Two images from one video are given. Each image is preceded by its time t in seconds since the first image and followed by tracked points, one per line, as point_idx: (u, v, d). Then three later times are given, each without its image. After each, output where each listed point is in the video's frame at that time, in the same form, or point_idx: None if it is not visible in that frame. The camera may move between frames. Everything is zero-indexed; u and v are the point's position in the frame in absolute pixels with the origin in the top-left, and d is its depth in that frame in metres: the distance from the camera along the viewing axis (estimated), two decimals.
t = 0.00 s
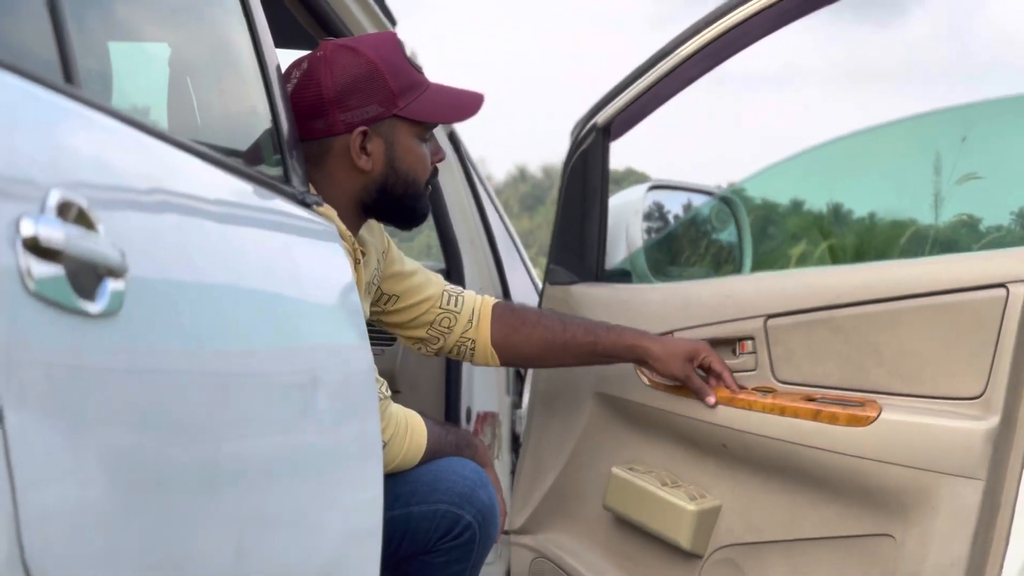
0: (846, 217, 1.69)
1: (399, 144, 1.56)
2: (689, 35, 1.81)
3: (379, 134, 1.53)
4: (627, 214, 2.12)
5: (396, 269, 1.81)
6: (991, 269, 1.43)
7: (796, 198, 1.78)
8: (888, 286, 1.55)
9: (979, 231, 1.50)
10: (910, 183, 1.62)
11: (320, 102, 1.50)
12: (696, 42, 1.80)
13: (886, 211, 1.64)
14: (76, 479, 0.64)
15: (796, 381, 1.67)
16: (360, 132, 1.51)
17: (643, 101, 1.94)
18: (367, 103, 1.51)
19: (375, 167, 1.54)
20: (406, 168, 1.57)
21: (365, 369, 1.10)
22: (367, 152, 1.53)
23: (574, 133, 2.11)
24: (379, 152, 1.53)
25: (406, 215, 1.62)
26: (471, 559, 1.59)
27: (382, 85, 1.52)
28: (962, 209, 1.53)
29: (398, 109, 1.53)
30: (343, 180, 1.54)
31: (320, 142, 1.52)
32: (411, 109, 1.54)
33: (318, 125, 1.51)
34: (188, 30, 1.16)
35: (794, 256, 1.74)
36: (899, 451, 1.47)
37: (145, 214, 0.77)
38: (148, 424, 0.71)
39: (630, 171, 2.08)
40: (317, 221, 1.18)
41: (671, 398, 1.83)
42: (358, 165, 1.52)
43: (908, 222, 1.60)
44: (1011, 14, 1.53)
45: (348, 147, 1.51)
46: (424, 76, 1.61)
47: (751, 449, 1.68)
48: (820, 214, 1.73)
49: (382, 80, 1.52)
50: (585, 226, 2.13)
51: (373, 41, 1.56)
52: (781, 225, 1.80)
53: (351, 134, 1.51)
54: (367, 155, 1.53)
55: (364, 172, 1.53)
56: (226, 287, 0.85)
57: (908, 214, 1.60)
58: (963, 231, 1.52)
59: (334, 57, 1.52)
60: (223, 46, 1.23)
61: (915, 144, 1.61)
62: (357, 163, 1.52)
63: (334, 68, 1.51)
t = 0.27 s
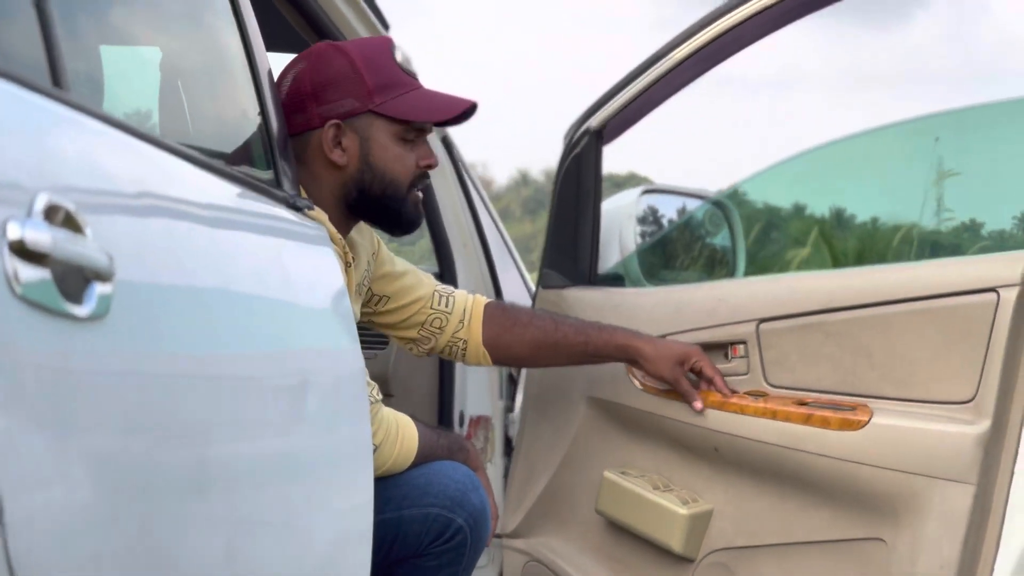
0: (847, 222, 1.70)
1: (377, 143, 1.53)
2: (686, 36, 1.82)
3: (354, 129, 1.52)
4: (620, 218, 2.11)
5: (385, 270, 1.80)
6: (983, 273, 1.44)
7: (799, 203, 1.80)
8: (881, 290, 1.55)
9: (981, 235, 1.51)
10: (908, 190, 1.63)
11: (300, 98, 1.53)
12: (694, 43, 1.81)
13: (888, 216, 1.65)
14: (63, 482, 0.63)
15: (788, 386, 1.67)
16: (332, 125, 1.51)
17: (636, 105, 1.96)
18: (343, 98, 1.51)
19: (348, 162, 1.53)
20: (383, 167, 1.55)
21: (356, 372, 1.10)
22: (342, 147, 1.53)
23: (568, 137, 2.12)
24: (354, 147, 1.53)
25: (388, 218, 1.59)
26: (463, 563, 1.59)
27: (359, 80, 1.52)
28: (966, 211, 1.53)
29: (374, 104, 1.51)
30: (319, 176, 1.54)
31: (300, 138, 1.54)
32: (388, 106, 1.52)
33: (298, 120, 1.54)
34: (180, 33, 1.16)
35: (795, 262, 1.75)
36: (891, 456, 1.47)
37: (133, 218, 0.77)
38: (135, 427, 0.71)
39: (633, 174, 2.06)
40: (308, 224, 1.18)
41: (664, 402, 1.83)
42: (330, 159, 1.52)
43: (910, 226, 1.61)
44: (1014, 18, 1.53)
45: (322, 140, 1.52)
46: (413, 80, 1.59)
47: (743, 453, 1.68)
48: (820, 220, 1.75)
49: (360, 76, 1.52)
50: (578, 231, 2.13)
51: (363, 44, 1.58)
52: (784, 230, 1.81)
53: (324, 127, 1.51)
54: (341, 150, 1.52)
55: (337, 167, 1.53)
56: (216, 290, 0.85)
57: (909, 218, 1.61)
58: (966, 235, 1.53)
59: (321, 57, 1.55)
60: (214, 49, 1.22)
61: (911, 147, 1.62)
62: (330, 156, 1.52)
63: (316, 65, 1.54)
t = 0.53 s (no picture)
0: (848, 225, 1.74)
1: (334, 138, 1.51)
2: (677, 40, 1.81)
3: (316, 125, 1.52)
4: (613, 222, 2.07)
5: (378, 272, 1.80)
6: (975, 277, 1.45)
7: (800, 205, 1.81)
8: (874, 294, 1.56)
9: (983, 238, 1.55)
10: (908, 195, 1.67)
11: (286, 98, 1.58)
12: (685, 47, 1.80)
13: (887, 220, 1.68)
14: (51, 485, 0.63)
15: (780, 389, 1.67)
16: (298, 121, 1.53)
17: (624, 112, 1.95)
18: (311, 94, 1.53)
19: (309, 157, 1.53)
20: (336, 162, 1.50)
21: (347, 376, 1.10)
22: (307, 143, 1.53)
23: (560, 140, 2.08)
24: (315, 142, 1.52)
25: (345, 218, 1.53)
26: (453, 566, 1.59)
27: (324, 76, 1.52)
28: (965, 217, 1.58)
29: (332, 99, 1.50)
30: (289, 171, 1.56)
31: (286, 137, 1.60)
32: (343, 100, 1.49)
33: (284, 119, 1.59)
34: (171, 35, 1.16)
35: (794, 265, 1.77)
36: (882, 458, 1.48)
37: (121, 221, 0.77)
38: (124, 429, 0.71)
39: (636, 178, 2.02)
40: (299, 227, 1.18)
41: (655, 405, 1.83)
42: (294, 154, 1.54)
43: (909, 229, 1.65)
44: (1014, 18, 1.56)
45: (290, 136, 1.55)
46: (386, 79, 1.54)
47: (736, 456, 1.68)
48: (820, 223, 1.78)
49: (326, 71, 1.52)
50: (570, 236, 2.09)
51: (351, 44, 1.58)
52: (786, 233, 1.81)
53: (293, 123, 1.54)
54: (304, 144, 1.53)
55: (301, 162, 1.54)
56: (205, 293, 0.85)
57: (906, 221, 1.66)
58: (966, 238, 1.57)
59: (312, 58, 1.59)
60: (205, 52, 1.22)
61: (910, 154, 1.67)
62: (294, 151, 1.54)
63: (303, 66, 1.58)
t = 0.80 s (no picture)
0: (850, 227, 1.80)
1: (323, 143, 1.51)
2: (673, 42, 1.79)
3: (304, 130, 1.52)
4: (608, 225, 2.09)
5: (373, 270, 1.76)
6: (969, 280, 1.46)
7: (800, 208, 1.89)
8: (870, 296, 1.56)
9: (984, 240, 1.60)
10: (915, 197, 1.73)
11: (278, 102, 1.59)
12: (683, 49, 1.78)
13: (887, 222, 1.75)
14: (41, 487, 0.63)
15: (773, 392, 1.68)
16: (287, 126, 1.54)
17: (623, 112, 1.93)
18: (300, 99, 1.53)
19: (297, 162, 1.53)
20: (324, 168, 1.51)
21: (340, 378, 1.10)
22: (296, 148, 1.54)
23: (554, 142, 2.04)
24: (303, 147, 1.53)
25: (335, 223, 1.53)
26: (447, 569, 1.58)
27: (314, 82, 1.52)
28: (967, 220, 1.64)
29: (319, 105, 1.50)
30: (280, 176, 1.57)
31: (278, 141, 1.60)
32: (331, 106, 1.49)
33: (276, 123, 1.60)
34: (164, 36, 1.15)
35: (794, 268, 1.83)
36: (876, 461, 1.48)
37: (112, 223, 0.77)
38: (114, 432, 0.70)
39: (636, 179, 2.04)
40: (292, 230, 1.18)
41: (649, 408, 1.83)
42: (284, 159, 1.54)
43: (912, 232, 1.71)
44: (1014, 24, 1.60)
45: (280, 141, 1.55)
46: (375, 85, 1.53)
47: (729, 458, 1.68)
48: (822, 225, 1.85)
49: (315, 77, 1.52)
50: (564, 237, 2.06)
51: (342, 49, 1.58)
52: (788, 236, 1.89)
53: (282, 128, 1.54)
54: (293, 149, 1.54)
55: (291, 167, 1.54)
56: (197, 295, 0.85)
57: (911, 224, 1.72)
58: (968, 241, 1.62)
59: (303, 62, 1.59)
60: (198, 53, 1.22)
61: (915, 160, 1.72)
62: (284, 156, 1.54)
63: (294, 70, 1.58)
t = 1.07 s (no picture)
0: (852, 228, 1.79)
1: (377, 171, 1.54)
2: (668, 44, 1.79)
3: (359, 157, 1.52)
4: (604, 226, 2.08)
5: (371, 266, 1.76)
6: (966, 280, 1.46)
7: (801, 210, 1.89)
8: (866, 297, 1.56)
9: (986, 242, 1.57)
10: (916, 198, 1.70)
11: (309, 114, 1.50)
12: (676, 51, 1.78)
13: (889, 225, 1.73)
14: (36, 487, 0.63)
15: (770, 392, 1.68)
16: (339, 150, 1.51)
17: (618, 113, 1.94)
18: (354, 123, 1.51)
19: (349, 187, 1.53)
20: (381, 197, 1.56)
21: (336, 379, 1.10)
22: (344, 171, 1.52)
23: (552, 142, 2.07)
24: (357, 173, 1.53)
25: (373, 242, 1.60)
26: (443, 569, 1.58)
27: (373, 109, 1.51)
28: (968, 223, 1.61)
29: (385, 136, 1.52)
30: (317, 197, 1.53)
31: (302, 154, 1.52)
32: (398, 140, 1.53)
33: (303, 135, 1.52)
34: (159, 37, 1.15)
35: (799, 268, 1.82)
36: (871, 461, 1.48)
37: (108, 224, 0.77)
38: (109, 433, 0.70)
39: (636, 182, 2.05)
40: (288, 231, 1.18)
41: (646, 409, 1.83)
42: (333, 183, 1.52)
43: (917, 235, 1.68)
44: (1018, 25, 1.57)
45: (325, 163, 1.51)
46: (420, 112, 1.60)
47: (725, 459, 1.69)
48: (825, 226, 1.84)
49: (374, 103, 1.52)
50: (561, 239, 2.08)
51: (377, 66, 1.56)
52: (788, 238, 1.89)
53: (331, 151, 1.51)
54: (344, 174, 1.52)
55: (339, 191, 1.52)
56: (193, 296, 0.85)
57: (916, 225, 1.69)
58: (969, 242, 1.59)
59: (334, 74, 1.52)
60: (194, 54, 1.22)
61: (920, 155, 1.69)
62: (332, 180, 1.52)
63: (328, 82, 1.52)
